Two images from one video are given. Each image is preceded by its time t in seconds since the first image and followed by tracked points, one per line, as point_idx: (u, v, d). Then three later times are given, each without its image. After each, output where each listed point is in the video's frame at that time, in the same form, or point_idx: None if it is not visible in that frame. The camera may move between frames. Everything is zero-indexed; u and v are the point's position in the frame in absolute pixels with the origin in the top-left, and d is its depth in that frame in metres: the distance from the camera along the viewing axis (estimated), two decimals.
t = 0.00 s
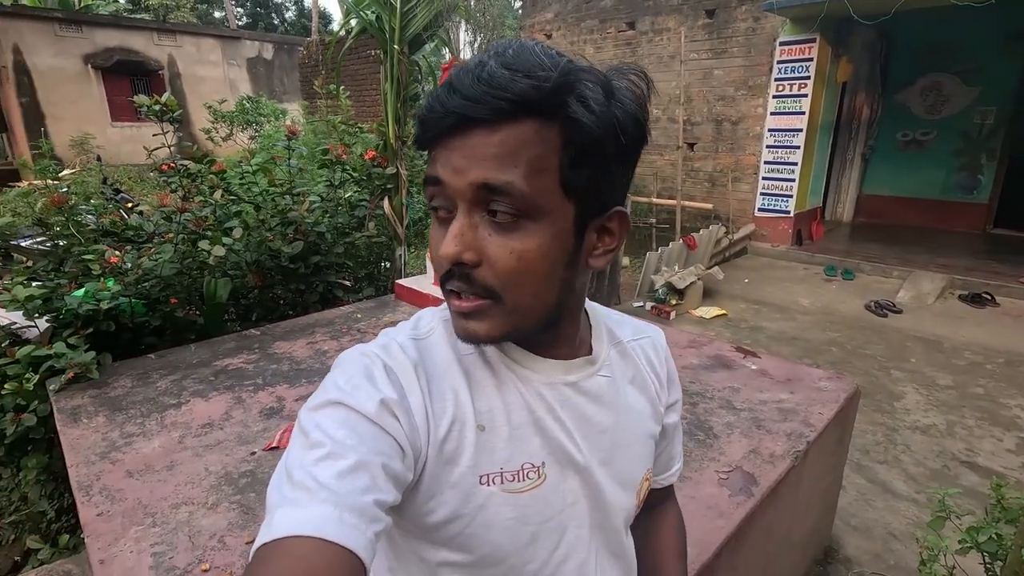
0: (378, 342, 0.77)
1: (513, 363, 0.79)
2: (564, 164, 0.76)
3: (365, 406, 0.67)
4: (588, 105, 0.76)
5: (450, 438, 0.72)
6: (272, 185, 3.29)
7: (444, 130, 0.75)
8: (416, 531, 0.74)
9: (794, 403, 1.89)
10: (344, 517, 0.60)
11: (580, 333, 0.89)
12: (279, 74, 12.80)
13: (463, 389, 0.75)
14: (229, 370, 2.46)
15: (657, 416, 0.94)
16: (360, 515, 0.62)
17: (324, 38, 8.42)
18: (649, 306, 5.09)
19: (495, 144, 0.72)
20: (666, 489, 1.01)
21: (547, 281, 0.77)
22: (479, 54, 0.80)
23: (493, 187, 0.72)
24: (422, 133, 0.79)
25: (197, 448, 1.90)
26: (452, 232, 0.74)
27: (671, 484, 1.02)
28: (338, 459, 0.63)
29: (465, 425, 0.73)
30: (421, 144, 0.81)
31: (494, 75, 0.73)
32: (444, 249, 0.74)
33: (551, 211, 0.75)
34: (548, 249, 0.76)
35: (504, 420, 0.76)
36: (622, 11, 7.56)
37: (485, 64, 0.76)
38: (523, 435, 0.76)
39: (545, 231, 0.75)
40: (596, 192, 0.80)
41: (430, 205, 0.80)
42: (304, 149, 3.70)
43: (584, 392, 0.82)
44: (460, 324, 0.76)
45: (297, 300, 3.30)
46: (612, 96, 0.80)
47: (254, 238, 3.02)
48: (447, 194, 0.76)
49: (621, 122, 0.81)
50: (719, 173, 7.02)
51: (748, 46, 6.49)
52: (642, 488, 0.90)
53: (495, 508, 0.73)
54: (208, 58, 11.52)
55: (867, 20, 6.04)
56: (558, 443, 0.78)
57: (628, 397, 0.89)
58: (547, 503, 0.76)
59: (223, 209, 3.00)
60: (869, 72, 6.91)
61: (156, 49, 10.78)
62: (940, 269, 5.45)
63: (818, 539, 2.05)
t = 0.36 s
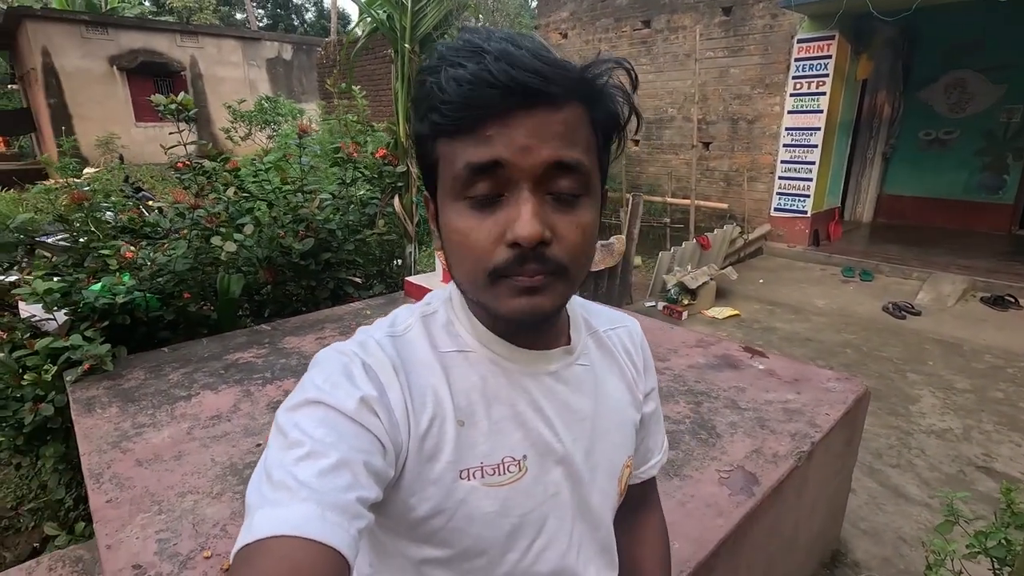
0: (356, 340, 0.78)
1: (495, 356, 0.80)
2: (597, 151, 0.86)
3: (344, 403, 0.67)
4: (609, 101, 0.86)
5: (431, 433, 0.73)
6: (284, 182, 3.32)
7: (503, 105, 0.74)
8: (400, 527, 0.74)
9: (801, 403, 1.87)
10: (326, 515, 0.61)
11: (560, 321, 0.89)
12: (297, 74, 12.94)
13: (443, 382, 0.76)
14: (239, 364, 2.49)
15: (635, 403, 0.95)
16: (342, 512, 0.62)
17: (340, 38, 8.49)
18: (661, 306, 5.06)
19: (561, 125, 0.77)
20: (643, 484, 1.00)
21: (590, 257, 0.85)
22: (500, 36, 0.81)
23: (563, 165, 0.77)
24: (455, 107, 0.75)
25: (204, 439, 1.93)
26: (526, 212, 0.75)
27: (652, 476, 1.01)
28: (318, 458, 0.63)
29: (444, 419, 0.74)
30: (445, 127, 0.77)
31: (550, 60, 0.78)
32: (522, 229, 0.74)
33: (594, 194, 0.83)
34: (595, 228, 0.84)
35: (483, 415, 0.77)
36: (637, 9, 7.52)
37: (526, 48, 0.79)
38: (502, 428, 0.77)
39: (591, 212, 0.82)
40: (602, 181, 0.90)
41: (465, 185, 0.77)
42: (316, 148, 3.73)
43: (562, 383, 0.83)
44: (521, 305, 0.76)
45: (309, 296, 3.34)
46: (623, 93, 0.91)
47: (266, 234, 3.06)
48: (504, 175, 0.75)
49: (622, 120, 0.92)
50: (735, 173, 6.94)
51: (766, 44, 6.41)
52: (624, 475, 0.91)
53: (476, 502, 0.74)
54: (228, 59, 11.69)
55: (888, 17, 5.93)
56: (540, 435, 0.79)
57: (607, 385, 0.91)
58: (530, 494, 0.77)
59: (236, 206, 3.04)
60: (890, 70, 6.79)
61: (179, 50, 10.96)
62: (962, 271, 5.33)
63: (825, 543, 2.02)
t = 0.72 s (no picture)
0: (342, 323, 0.78)
1: (480, 337, 0.80)
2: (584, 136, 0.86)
3: (330, 385, 0.67)
4: (596, 84, 0.86)
5: (418, 412, 0.73)
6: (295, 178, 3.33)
7: (488, 91, 0.73)
8: (386, 508, 0.74)
9: (807, 400, 1.84)
10: (313, 495, 0.60)
11: (545, 302, 0.89)
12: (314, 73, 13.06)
13: (429, 363, 0.76)
14: (247, 355, 2.51)
15: (622, 385, 0.95)
16: (330, 493, 0.61)
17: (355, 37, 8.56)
18: (671, 304, 5.04)
19: (548, 110, 0.76)
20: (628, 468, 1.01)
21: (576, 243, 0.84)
22: (489, 17, 0.80)
23: (549, 151, 0.76)
24: (439, 91, 0.74)
25: (210, 428, 1.95)
26: (511, 199, 0.75)
27: (637, 460, 1.02)
28: (305, 440, 0.62)
29: (431, 400, 0.74)
30: (430, 111, 0.76)
31: (539, 44, 0.77)
32: (505, 216, 0.74)
33: (581, 180, 0.83)
34: (581, 214, 0.83)
35: (470, 395, 0.77)
36: (651, 6, 7.49)
37: (513, 30, 0.78)
38: (489, 408, 0.78)
39: (578, 197, 0.82)
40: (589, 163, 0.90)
41: (450, 170, 0.76)
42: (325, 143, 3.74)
43: (548, 365, 0.84)
44: (505, 291, 0.76)
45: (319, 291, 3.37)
46: (611, 76, 0.90)
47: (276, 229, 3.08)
48: (489, 161, 0.75)
49: (610, 102, 0.91)
50: (748, 171, 6.87)
51: (781, 40, 6.33)
52: (610, 456, 0.92)
53: (463, 481, 0.74)
54: (246, 59, 11.83)
55: (907, 11, 5.82)
56: (527, 415, 0.80)
57: (593, 369, 0.91)
58: (517, 473, 0.78)
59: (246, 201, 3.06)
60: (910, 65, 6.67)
61: (198, 50, 11.12)
62: (982, 271, 5.22)
63: (832, 543, 1.99)
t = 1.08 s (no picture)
0: (343, 334, 0.77)
1: (486, 349, 0.79)
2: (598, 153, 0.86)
3: (331, 398, 0.66)
4: (611, 99, 0.86)
5: (420, 425, 0.72)
6: (304, 179, 3.34)
7: (518, 109, 0.73)
8: (387, 523, 0.73)
9: (818, 408, 1.81)
10: (312, 510, 0.59)
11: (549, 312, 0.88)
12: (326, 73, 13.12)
13: (432, 374, 0.75)
14: (255, 357, 2.53)
15: (625, 397, 0.94)
16: (329, 508, 0.60)
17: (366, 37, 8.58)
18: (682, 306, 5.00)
19: (572, 130, 0.76)
20: (647, 487, 1.00)
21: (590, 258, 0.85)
22: (510, 29, 0.79)
23: (574, 171, 0.77)
24: (467, 108, 0.73)
25: (217, 430, 1.96)
26: (540, 218, 0.74)
27: (653, 479, 1.01)
28: (305, 454, 0.62)
29: (433, 412, 0.73)
30: (455, 125, 0.74)
31: (565, 61, 0.77)
32: (535, 236, 0.73)
33: (599, 196, 0.83)
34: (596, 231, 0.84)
35: (472, 408, 0.76)
36: (663, 5, 7.44)
37: (539, 46, 0.77)
38: (492, 421, 0.76)
39: (596, 213, 0.82)
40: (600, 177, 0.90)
41: (474, 188, 0.75)
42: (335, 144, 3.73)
43: (551, 376, 0.82)
44: (530, 311, 0.76)
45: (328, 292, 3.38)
46: (624, 90, 0.90)
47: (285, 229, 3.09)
48: (517, 180, 0.74)
49: (621, 116, 0.91)
50: (761, 171, 6.80)
51: (795, 39, 6.25)
52: (614, 469, 0.90)
53: (464, 496, 0.73)
54: (259, 59, 11.91)
55: (925, 9, 5.72)
56: (530, 428, 0.78)
57: (597, 381, 0.89)
58: (519, 488, 0.76)
59: (255, 201, 3.07)
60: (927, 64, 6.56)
61: (212, 51, 11.22)
62: (1000, 274, 5.12)
63: (844, 552, 1.96)
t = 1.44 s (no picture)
0: (356, 334, 0.77)
1: (496, 350, 0.78)
2: (595, 147, 0.85)
3: (345, 397, 0.66)
4: (604, 93, 0.86)
5: (432, 425, 0.72)
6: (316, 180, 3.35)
7: (502, 108, 0.73)
8: (397, 522, 0.73)
9: (831, 413, 1.79)
10: (325, 510, 0.59)
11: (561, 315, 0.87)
12: (339, 73, 13.20)
13: (442, 374, 0.75)
14: (267, 356, 2.54)
15: (639, 400, 0.93)
16: (343, 508, 0.60)
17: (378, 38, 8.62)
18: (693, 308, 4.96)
19: (560, 124, 0.76)
20: (665, 499, 0.97)
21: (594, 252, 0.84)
22: (496, 32, 0.79)
23: (564, 165, 0.76)
24: (453, 112, 0.74)
25: (228, 429, 1.97)
26: (530, 213, 0.74)
27: (672, 491, 0.98)
28: (319, 454, 0.62)
29: (445, 413, 0.73)
30: (444, 130, 0.75)
31: (547, 57, 0.76)
32: (525, 230, 0.73)
33: (597, 188, 0.82)
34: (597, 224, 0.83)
35: (483, 409, 0.76)
36: (676, 5, 7.40)
37: (521, 45, 0.77)
38: (502, 422, 0.76)
39: (594, 207, 0.81)
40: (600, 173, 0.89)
41: (466, 187, 0.75)
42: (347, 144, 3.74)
43: (561, 378, 0.82)
44: (526, 307, 0.76)
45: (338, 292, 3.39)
46: (618, 83, 0.90)
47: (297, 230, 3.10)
48: (506, 177, 0.74)
49: (617, 109, 0.91)
50: (774, 172, 6.74)
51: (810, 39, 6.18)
52: (627, 473, 0.88)
53: (475, 497, 0.73)
54: (273, 59, 12.01)
55: (943, 9, 5.63)
56: (540, 429, 0.78)
57: (607, 384, 0.88)
58: (529, 489, 0.76)
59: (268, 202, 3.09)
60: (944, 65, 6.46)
61: (227, 52, 11.32)
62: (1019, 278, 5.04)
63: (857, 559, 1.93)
